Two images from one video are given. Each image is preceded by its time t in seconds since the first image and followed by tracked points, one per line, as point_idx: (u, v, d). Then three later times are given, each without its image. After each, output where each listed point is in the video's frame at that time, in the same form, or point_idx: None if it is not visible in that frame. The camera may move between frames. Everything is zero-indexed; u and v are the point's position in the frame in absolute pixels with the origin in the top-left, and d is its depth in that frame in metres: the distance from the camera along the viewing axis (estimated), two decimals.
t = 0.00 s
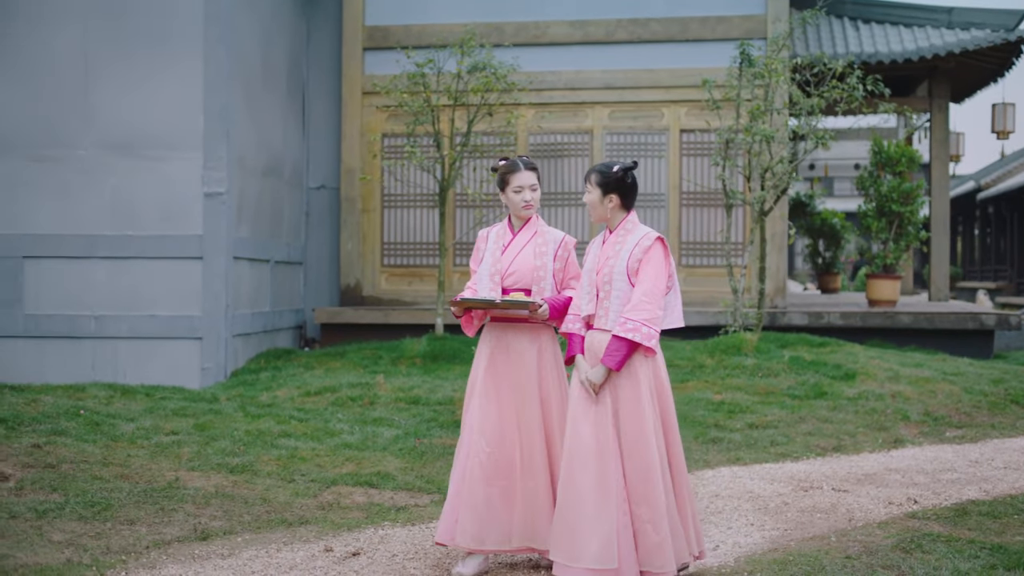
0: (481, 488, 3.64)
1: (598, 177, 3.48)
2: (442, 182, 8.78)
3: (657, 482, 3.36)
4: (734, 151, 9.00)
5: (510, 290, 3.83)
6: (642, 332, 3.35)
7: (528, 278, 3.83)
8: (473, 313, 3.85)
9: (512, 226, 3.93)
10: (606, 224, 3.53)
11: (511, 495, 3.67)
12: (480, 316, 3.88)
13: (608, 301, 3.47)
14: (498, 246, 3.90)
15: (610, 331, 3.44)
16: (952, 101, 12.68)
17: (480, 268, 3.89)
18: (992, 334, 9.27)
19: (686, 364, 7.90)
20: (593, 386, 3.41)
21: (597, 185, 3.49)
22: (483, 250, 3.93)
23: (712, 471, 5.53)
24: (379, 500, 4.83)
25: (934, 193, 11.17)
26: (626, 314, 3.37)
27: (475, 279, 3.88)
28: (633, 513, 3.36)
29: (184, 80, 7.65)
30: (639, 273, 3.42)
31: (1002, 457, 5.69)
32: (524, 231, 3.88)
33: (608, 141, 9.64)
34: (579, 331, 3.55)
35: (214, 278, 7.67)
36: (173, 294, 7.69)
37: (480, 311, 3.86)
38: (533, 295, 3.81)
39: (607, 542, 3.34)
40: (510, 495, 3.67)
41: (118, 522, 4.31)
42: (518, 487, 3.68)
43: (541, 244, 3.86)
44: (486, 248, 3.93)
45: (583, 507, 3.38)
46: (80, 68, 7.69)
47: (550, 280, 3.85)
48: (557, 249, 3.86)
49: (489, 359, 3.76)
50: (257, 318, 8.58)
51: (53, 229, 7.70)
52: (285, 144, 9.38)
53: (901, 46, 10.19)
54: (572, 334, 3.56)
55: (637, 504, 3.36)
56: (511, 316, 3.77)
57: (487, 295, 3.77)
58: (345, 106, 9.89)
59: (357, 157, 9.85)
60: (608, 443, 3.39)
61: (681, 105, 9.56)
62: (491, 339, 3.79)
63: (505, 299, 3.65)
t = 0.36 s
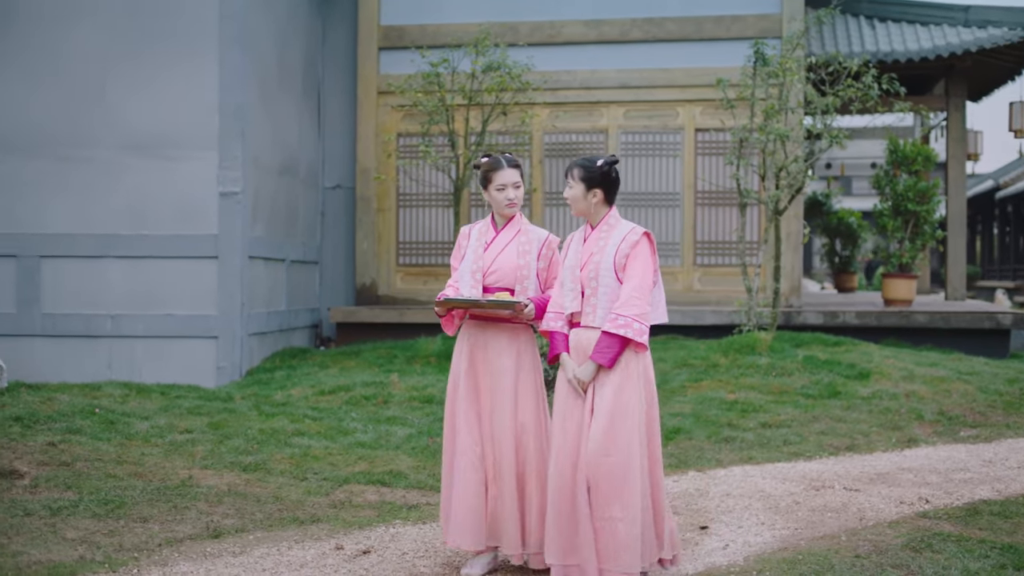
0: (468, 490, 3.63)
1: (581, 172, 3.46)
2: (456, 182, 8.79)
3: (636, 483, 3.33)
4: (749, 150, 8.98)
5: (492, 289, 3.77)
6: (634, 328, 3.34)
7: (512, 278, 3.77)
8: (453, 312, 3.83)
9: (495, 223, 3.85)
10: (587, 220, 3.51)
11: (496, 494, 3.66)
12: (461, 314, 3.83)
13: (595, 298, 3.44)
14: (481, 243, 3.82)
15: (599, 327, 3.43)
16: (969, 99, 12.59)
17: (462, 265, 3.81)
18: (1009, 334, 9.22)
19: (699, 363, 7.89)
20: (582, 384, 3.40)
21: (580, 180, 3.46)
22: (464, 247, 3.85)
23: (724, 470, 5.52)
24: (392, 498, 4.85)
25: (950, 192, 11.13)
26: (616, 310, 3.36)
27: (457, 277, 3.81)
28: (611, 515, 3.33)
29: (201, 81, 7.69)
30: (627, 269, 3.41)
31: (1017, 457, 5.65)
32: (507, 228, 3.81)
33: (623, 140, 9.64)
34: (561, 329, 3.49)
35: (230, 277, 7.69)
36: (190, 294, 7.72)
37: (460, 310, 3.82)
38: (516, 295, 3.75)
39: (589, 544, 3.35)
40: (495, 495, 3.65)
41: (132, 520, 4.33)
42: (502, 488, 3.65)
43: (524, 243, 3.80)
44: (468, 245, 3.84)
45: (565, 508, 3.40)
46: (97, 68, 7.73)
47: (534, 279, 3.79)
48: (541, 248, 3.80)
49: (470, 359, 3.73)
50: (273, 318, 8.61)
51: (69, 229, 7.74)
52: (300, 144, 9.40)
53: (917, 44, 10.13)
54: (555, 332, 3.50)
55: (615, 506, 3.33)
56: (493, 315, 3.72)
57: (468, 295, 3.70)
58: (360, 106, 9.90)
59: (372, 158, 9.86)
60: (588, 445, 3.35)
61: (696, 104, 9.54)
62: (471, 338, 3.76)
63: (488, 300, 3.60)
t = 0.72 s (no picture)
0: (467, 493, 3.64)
1: (577, 169, 3.41)
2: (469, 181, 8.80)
3: (644, 484, 3.29)
4: (764, 149, 8.96)
5: (484, 288, 3.70)
6: (634, 329, 3.30)
7: (504, 276, 3.70)
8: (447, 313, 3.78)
9: (485, 221, 3.79)
10: (580, 219, 3.45)
11: (477, 491, 3.51)
12: (456, 315, 3.79)
13: (593, 300, 3.41)
14: (472, 242, 3.76)
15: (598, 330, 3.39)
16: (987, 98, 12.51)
17: (454, 265, 3.76)
18: None
19: (713, 362, 7.87)
20: (584, 387, 3.37)
21: (576, 178, 3.41)
22: (456, 247, 3.80)
23: (736, 470, 5.50)
24: (403, 497, 4.85)
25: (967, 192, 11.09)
26: (615, 312, 3.32)
27: (449, 278, 3.75)
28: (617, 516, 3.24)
29: (214, 81, 7.72)
30: (624, 269, 3.37)
31: None
32: (497, 227, 3.74)
33: (638, 140, 9.62)
34: (558, 333, 3.45)
35: (244, 277, 7.73)
36: (203, 293, 7.75)
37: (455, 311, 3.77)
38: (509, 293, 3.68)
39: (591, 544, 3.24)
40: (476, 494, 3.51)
41: (144, 519, 4.35)
42: (487, 485, 3.51)
43: (516, 239, 3.72)
44: (460, 245, 3.79)
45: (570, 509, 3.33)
46: (112, 69, 7.77)
47: (527, 276, 3.71)
48: (533, 244, 3.72)
49: (469, 359, 3.71)
50: (287, 317, 8.64)
51: (84, 228, 7.78)
52: (315, 143, 9.43)
53: (933, 43, 10.07)
54: (553, 335, 3.46)
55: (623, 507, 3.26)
56: (486, 315, 3.66)
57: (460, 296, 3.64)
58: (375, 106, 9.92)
59: (387, 157, 9.87)
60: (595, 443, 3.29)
61: (711, 103, 9.52)
62: (468, 338, 3.71)
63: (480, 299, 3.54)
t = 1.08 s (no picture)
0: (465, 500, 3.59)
1: (596, 169, 3.38)
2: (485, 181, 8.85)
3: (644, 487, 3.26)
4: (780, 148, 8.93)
5: (484, 291, 3.69)
6: (631, 329, 3.28)
7: (504, 281, 3.68)
8: (448, 320, 3.73)
9: (488, 226, 3.78)
10: (589, 220, 3.43)
11: (478, 502, 3.49)
12: (457, 322, 3.74)
13: (590, 299, 3.37)
14: (474, 246, 3.76)
15: (593, 330, 3.35)
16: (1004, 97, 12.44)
17: (456, 269, 3.76)
18: None
19: (727, 362, 7.85)
20: (576, 389, 3.33)
21: (595, 177, 3.39)
22: (458, 251, 3.80)
23: (749, 470, 5.49)
24: (416, 497, 4.86)
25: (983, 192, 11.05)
26: (613, 312, 3.30)
27: (450, 282, 3.75)
28: (624, 523, 3.24)
29: (229, 81, 7.75)
30: (624, 270, 3.35)
31: None
32: (500, 230, 3.72)
33: (653, 140, 9.60)
34: (551, 334, 3.42)
35: (259, 277, 7.76)
36: (219, 293, 7.78)
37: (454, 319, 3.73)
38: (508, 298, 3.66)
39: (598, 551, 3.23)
40: (478, 505, 3.49)
41: (157, 517, 4.37)
42: (488, 496, 3.48)
43: (518, 243, 3.70)
44: (463, 250, 3.79)
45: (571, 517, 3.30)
46: (127, 70, 7.81)
47: (528, 281, 3.68)
48: (535, 248, 3.69)
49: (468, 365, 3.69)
50: (302, 317, 8.66)
51: (101, 229, 7.82)
52: (330, 144, 9.46)
53: (949, 43, 10.00)
54: (544, 336, 3.42)
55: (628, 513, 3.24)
56: (485, 320, 3.64)
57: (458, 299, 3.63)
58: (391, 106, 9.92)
59: (403, 157, 9.88)
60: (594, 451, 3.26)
61: (726, 103, 9.49)
62: (468, 344, 3.70)
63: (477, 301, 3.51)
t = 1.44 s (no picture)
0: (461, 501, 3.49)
1: (605, 165, 3.31)
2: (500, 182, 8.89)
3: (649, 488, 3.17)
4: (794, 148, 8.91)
5: (489, 288, 3.60)
6: (645, 332, 3.20)
7: (509, 277, 3.59)
8: (451, 318, 3.67)
9: (494, 220, 3.68)
10: (597, 218, 3.35)
11: (480, 504, 3.42)
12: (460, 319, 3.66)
13: (599, 300, 3.28)
14: (479, 241, 3.66)
15: (602, 332, 3.26)
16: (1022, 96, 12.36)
17: (460, 265, 3.66)
18: None
19: (741, 362, 7.83)
20: (584, 391, 3.21)
21: (604, 174, 3.31)
22: (463, 246, 3.70)
23: (761, 470, 5.47)
24: (428, 497, 4.86)
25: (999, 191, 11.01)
26: (625, 313, 3.22)
27: (454, 278, 3.66)
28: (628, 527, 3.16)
29: (244, 82, 7.77)
30: (635, 272, 3.28)
31: None
32: (507, 225, 3.64)
33: (667, 140, 9.59)
34: (554, 335, 3.30)
35: (274, 277, 7.80)
36: (234, 293, 7.81)
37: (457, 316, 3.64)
38: (513, 295, 3.56)
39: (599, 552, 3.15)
40: (480, 506, 3.42)
41: (169, 516, 4.40)
42: (490, 499, 3.41)
43: (524, 239, 3.60)
44: (467, 244, 3.69)
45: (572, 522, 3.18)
46: (143, 70, 7.84)
47: (533, 278, 3.58)
48: (542, 245, 3.59)
49: (470, 364, 3.59)
50: (317, 317, 8.67)
51: (117, 229, 7.86)
52: (345, 143, 9.47)
53: (964, 42, 9.88)
54: (549, 338, 3.30)
55: (633, 521, 3.13)
56: (488, 317, 3.55)
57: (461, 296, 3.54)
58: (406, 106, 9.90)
59: (418, 158, 9.88)
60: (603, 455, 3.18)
61: (740, 103, 9.47)
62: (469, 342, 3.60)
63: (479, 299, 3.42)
